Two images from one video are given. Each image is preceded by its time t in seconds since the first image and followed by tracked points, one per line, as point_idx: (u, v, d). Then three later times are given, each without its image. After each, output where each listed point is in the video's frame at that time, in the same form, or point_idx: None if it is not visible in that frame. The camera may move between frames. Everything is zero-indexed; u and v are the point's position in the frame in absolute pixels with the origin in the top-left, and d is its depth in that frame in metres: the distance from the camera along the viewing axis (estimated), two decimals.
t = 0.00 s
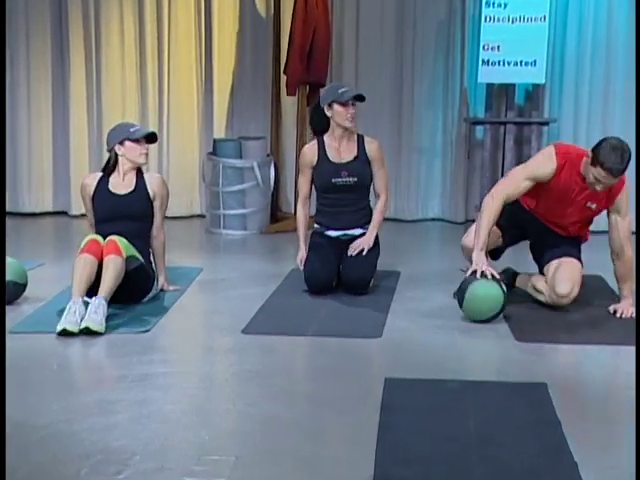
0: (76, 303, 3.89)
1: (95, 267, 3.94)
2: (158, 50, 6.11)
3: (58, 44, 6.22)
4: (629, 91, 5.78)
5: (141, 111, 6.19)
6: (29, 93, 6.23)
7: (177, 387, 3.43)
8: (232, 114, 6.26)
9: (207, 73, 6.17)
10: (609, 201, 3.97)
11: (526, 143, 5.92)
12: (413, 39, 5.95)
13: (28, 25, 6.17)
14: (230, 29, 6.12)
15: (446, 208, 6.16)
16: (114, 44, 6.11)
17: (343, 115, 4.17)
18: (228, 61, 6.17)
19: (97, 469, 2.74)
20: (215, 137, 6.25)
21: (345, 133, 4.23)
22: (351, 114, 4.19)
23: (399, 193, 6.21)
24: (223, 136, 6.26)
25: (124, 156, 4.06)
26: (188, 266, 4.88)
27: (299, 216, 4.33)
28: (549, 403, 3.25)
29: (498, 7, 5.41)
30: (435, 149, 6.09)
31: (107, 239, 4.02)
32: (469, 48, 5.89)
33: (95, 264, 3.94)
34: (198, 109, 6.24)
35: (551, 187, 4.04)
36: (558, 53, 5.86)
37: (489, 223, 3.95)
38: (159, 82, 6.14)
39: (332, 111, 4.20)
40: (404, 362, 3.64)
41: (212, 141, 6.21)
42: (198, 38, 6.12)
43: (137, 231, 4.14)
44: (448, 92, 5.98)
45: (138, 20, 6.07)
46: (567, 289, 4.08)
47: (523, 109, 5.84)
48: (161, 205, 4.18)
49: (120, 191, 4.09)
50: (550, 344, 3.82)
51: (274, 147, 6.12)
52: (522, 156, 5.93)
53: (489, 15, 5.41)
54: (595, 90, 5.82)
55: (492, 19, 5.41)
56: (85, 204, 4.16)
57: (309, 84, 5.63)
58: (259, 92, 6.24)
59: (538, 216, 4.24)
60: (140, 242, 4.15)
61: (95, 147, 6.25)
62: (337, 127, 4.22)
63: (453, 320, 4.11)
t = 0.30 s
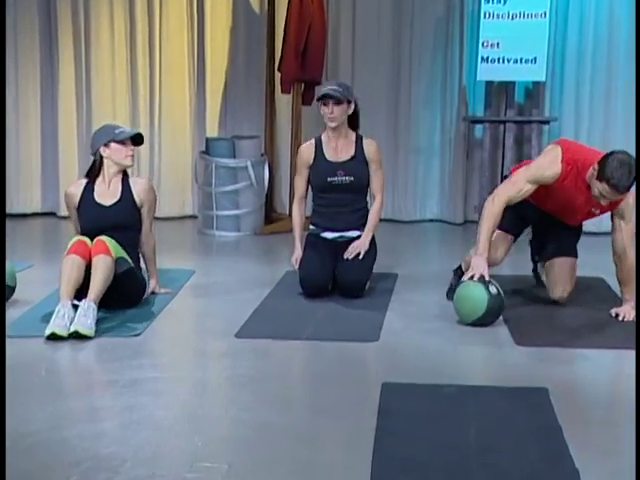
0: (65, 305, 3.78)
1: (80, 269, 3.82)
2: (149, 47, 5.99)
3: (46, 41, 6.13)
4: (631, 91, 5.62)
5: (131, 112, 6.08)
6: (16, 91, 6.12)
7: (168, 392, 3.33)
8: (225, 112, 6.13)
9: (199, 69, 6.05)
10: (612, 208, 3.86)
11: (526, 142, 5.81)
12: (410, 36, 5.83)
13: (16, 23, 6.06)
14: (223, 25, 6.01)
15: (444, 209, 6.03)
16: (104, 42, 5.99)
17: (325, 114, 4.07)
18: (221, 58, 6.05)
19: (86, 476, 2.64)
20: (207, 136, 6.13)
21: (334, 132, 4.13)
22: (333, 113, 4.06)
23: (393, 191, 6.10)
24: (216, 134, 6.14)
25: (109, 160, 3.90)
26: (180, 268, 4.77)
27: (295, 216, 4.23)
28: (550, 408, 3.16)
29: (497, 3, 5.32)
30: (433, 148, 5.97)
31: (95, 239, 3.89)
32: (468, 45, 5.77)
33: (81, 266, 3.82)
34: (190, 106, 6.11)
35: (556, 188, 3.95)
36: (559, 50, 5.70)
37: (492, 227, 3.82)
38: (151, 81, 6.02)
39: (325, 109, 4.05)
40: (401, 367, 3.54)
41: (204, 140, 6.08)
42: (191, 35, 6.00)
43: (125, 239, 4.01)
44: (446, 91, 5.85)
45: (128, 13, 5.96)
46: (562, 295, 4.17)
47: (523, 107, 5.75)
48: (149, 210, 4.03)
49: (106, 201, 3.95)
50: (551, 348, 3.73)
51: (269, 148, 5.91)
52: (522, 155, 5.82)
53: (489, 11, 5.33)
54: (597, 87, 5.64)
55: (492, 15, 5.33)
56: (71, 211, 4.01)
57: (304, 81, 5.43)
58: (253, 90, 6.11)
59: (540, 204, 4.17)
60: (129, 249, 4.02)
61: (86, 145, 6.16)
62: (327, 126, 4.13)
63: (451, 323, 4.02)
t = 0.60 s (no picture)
0: (55, 319, 3.68)
1: (69, 283, 3.72)
2: (141, 53, 5.70)
3: (36, 50, 5.81)
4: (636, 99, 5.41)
5: (122, 121, 5.81)
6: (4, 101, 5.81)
7: (161, 408, 3.23)
8: (220, 120, 5.84)
9: (192, 80, 5.76)
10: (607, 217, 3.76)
11: (527, 152, 5.59)
12: (409, 41, 5.57)
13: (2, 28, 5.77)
14: (217, 31, 5.72)
15: (444, 220, 5.80)
16: (96, 51, 5.72)
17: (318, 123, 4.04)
18: (214, 62, 5.76)
19: None
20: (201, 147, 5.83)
21: (329, 142, 4.08)
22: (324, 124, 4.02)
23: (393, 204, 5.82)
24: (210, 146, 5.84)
25: (92, 175, 3.81)
26: (173, 281, 4.65)
27: (290, 227, 4.14)
28: (554, 424, 3.07)
29: (498, 9, 4.98)
30: (432, 159, 5.74)
31: (84, 252, 3.80)
32: (468, 48, 5.51)
33: (70, 280, 3.73)
34: (183, 112, 5.82)
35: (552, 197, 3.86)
36: (561, 55, 5.47)
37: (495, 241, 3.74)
38: (142, 89, 5.75)
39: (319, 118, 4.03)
40: (400, 382, 3.44)
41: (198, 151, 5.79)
42: (185, 42, 5.72)
43: (114, 252, 3.91)
44: (446, 100, 5.61)
45: (121, 18, 5.67)
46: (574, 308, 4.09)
47: (524, 116, 5.53)
48: (136, 222, 3.94)
49: (92, 215, 3.84)
50: (553, 362, 3.63)
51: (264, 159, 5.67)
52: (523, 165, 5.60)
53: (488, 17, 4.99)
54: (600, 91, 5.41)
55: (492, 22, 4.99)
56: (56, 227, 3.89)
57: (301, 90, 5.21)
58: (245, 99, 5.83)
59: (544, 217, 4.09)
60: (118, 261, 3.92)
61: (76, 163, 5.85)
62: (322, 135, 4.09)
63: (451, 337, 3.92)
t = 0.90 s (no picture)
0: (44, 329, 3.58)
1: (59, 293, 3.63)
2: (134, 55, 5.61)
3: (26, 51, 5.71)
4: None
5: (115, 123, 5.71)
6: None
7: (153, 421, 3.13)
8: (214, 125, 5.73)
9: (186, 78, 5.66)
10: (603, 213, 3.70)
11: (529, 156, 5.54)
12: (408, 44, 5.47)
13: None
14: (212, 32, 5.63)
15: (444, 227, 5.68)
16: (88, 52, 5.63)
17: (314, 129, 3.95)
18: (209, 64, 5.65)
19: None
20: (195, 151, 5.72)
21: (325, 148, 3.98)
22: (320, 129, 3.93)
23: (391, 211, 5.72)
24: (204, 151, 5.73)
25: (80, 185, 3.71)
26: (166, 290, 4.55)
27: (286, 236, 4.05)
28: (559, 437, 2.97)
29: (500, 12, 4.88)
30: (432, 165, 5.61)
31: (73, 261, 3.70)
32: (468, 51, 5.41)
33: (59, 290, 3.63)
34: (177, 115, 5.72)
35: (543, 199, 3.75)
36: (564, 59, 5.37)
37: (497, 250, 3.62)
38: (135, 90, 5.64)
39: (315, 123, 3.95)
40: (400, 394, 3.34)
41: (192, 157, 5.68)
42: (178, 42, 5.62)
43: (105, 261, 3.81)
44: (446, 104, 5.50)
45: (113, 21, 5.59)
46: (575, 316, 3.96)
47: (526, 121, 5.44)
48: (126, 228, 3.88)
49: (83, 220, 3.76)
50: (556, 373, 3.53)
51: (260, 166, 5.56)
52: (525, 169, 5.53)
53: (489, 20, 4.89)
54: (605, 96, 5.30)
55: (493, 25, 4.89)
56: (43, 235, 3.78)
57: (298, 95, 5.10)
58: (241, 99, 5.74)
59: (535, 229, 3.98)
60: (108, 270, 3.82)
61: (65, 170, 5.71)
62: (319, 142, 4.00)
63: (451, 347, 3.82)
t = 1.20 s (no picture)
0: (36, 340, 3.49)
1: (51, 303, 3.54)
2: (128, 59, 5.51)
3: (18, 57, 5.63)
4: None
5: (108, 128, 5.61)
6: None
7: (147, 434, 3.04)
8: (210, 130, 5.64)
9: (182, 81, 5.56)
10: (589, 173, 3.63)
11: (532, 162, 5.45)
12: (409, 47, 5.37)
13: None
14: (208, 35, 5.52)
15: (446, 234, 5.56)
16: (80, 56, 5.53)
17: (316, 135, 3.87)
18: (204, 67, 5.56)
19: None
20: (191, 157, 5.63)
21: (326, 154, 3.90)
22: (324, 134, 3.84)
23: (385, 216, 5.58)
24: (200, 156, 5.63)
25: (78, 191, 3.62)
26: (161, 299, 4.46)
27: (284, 243, 3.96)
28: (566, 450, 2.87)
29: (503, 15, 4.80)
30: (434, 170, 5.51)
31: (66, 270, 3.61)
32: (468, 54, 5.32)
33: (52, 300, 3.54)
34: (172, 120, 5.62)
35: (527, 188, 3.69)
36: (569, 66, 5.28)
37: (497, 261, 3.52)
38: (129, 95, 5.54)
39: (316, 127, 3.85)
40: (400, 405, 3.25)
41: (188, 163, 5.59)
42: (173, 45, 5.53)
43: (100, 269, 3.72)
44: (447, 109, 5.41)
45: (106, 24, 5.48)
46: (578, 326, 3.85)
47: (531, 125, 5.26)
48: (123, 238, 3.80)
49: (80, 228, 3.68)
50: (561, 383, 3.44)
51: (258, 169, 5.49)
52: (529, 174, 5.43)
53: (491, 23, 4.81)
54: (609, 102, 5.22)
55: (495, 27, 4.80)
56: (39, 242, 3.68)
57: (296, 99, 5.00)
58: (239, 104, 5.63)
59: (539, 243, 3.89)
60: (103, 280, 3.73)
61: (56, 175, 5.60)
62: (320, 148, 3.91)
63: (453, 357, 3.72)
